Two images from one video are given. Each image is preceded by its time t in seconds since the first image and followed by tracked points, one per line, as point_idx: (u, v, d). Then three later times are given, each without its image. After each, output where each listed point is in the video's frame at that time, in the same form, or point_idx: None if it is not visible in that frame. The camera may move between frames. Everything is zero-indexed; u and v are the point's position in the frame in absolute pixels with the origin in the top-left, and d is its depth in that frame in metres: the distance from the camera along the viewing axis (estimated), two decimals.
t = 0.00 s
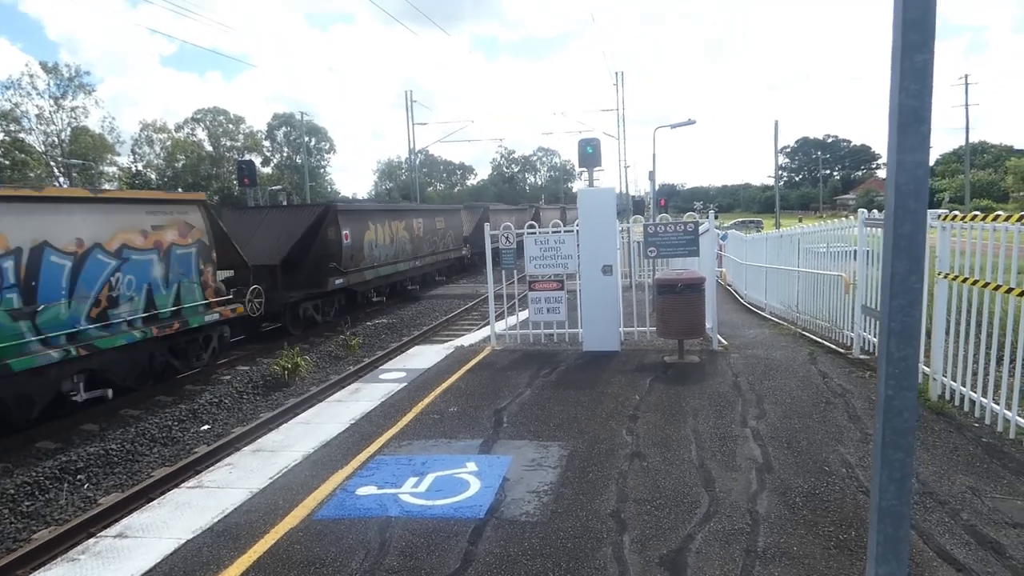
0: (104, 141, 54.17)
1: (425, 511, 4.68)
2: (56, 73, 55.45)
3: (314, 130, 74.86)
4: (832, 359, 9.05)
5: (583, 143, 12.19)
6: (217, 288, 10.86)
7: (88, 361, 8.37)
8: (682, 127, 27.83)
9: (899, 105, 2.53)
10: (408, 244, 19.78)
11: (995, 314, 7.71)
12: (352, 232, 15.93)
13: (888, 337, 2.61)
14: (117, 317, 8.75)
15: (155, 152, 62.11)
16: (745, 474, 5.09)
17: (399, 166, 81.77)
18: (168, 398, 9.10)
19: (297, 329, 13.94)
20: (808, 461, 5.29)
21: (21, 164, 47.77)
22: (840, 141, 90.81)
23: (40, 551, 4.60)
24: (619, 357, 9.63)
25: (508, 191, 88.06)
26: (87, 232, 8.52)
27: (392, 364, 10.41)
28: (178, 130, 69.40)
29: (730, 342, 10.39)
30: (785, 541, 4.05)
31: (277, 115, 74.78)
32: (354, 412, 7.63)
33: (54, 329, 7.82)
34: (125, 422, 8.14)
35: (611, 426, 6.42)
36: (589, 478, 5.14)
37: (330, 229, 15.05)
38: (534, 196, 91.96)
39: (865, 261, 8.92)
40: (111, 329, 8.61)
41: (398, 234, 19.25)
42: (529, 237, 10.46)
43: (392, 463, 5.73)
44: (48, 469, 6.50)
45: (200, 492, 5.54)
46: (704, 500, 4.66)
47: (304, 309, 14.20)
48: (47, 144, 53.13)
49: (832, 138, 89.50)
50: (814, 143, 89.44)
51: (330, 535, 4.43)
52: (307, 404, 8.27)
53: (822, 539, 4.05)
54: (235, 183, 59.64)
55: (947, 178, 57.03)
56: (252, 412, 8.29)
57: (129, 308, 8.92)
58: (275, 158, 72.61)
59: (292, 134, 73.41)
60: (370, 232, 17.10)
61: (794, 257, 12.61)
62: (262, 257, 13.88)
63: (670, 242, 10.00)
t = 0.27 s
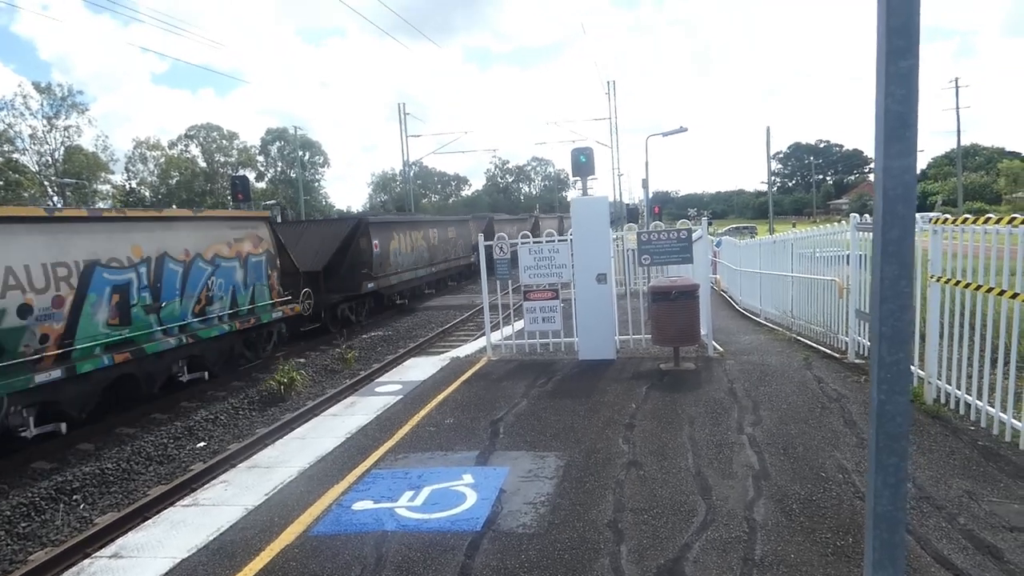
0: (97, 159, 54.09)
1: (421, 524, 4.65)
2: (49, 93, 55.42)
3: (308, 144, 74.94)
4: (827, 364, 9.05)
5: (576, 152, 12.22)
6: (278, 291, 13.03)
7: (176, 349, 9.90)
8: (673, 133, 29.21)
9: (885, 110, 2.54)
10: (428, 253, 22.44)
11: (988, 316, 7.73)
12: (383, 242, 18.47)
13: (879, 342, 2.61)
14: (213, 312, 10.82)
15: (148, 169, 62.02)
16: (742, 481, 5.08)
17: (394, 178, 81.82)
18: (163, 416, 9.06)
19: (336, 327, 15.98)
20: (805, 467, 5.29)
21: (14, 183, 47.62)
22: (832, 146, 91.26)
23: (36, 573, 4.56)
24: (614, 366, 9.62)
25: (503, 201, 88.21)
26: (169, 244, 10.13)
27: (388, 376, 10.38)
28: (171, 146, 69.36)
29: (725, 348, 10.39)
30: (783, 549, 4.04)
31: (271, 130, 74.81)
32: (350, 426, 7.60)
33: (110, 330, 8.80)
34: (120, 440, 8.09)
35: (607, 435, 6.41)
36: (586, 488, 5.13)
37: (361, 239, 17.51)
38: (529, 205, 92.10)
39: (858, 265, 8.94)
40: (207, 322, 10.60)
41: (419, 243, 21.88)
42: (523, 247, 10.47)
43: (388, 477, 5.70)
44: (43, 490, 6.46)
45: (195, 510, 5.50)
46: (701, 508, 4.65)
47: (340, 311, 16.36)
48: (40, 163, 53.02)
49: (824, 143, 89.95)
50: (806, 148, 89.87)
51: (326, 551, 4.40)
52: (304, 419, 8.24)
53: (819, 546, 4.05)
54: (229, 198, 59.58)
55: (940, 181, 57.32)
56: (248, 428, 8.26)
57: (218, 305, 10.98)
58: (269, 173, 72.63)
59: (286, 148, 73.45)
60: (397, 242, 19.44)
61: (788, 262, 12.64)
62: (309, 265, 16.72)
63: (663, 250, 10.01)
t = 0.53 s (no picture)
0: (94, 168, 54.02)
1: (419, 531, 4.64)
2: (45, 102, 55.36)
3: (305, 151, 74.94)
4: (825, 366, 9.05)
5: (572, 157, 12.24)
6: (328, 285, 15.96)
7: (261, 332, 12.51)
8: (665, 138, 29.97)
9: (878, 113, 2.55)
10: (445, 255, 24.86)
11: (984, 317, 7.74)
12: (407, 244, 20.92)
13: (875, 344, 2.61)
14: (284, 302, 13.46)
15: (145, 177, 61.93)
16: (740, 485, 5.08)
17: (391, 184, 81.80)
18: (161, 424, 9.05)
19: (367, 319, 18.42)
20: (803, 471, 5.28)
21: (11, 193, 47.49)
22: (828, 149, 91.50)
23: None
24: (612, 370, 9.61)
25: (501, 206, 88.27)
26: (241, 245, 12.44)
27: (386, 383, 10.37)
28: (168, 154, 69.29)
29: (723, 351, 10.38)
30: (781, 553, 4.03)
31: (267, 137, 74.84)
32: (347, 433, 7.58)
33: (213, 314, 11.30)
34: (118, 449, 8.08)
35: (605, 439, 6.40)
36: (584, 493, 5.12)
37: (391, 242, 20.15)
38: (526, 210, 92.15)
39: (855, 268, 8.95)
40: (279, 311, 13.23)
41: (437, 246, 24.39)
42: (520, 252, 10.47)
43: (386, 484, 5.69)
44: (41, 500, 6.44)
45: (192, 519, 5.48)
46: (700, 513, 4.65)
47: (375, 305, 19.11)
48: (36, 173, 52.91)
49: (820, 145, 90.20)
50: (802, 151, 90.08)
51: (323, 559, 4.38)
52: (301, 426, 8.22)
53: (817, 549, 4.04)
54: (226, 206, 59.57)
55: (936, 183, 57.43)
56: (246, 436, 8.24)
57: (290, 297, 13.75)
58: (266, 180, 72.64)
59: (283, 155, 73.47)
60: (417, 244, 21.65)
61: (785, 265, 12.66)
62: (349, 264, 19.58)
63: (660, 253, 10.02)
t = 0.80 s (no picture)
0: (90, 171, 53.89)
1: (416, 533, 4.63)
2: (41, 105, 55.22)
3: (302, 153, 74.92)
4: (822, 366, 9.05)
5: (569, 157, 12.24)
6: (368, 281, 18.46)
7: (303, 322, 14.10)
8: (664, 139, 29.19)
9: (872, 112, 2.55)
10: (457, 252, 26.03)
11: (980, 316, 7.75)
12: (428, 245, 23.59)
13: (870, 343, 2.61)
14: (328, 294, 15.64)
15: (142, 180, 61.79)
16: (737, 485, 5.07)
17: (388, 185, 81.73)
18: (158, 427, 9.04)
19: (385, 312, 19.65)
20: (800, 471, 5.29)
21: (6, 197, 47.33)
22: (824, 148, 91.67)
23: None
24: (610, 371, 9.61)
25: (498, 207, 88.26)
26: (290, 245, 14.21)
27: (383, 384, 10.35)
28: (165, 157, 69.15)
29: (720, 351, 10.39)
30: (778, 553, 4.03)
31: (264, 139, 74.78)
32: (345, 435, 7.57)
33: (279, 301, 13.32)
34: (115, 452, 8.06)
35: (603, 440, 6.40)
36: (582, 494, 5.11)
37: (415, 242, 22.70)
38: (524, 211, 92.15)
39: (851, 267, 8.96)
40: (325, 300, 15.39)
41: (450, 246, 26.50)
42: (517, 253, 10.48)
43: (383, 486, 5.68)
44: (38, 503, 6.42)
45: (189, 522, 5.46)
46: (697, 513, 4.65)
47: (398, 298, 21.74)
48: (32, 176, 52.76)
49: (816, 145, 90.37)
50: (799, 151, 90.22)
51: (320, 561, 4.37)
52: (299, 428, 8.21)
53: (815, 549, 4.04)
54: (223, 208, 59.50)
55: (932, 182, 57.53)
56: (243, 438, 8.22)
57: (333, 288, 15.97)
58: (263, 182, 72.57)
59: (280, 157, 73.41)
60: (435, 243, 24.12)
61: (782, 265, 12.68)
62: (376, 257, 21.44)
63: (657, 253, 10.03)
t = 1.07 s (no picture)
0: (94, 169, 54.01)
1: (417, 532, 4.63)
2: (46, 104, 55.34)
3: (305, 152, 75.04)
4: (824, 368, 9.03)
5: (573, 157, 12.24)
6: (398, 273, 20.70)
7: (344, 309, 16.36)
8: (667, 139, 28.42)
9: (876, 114, 2.55)
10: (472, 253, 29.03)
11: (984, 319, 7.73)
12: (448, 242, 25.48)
13: (873, 345, 2.60)
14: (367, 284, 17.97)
15: (145, 178, 61.88)
16: (739, 486, 5.07)
17: (391, 185, 81.76)
18: (161, 425, 9.06)
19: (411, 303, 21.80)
20: (801, 472, 5.28)
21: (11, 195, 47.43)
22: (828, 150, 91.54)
23: None
24: (612, 371, 9.61)
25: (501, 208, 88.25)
26: (337, 240, 16.53)
27: (386, 383, 10.36)
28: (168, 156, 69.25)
29: (722, 353, 10.37)
30: (780, 554, 4.03)
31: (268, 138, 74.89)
32: (347, 434, 7.58)
33: (333, 289, 15.90)
34: (118, 450, 8.08)
35: (605, 440, 6.40)
36: (583, 494, 5.11)
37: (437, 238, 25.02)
38: (527, 211, 92.13)
39: (855, 269, 8.94)
40: (367, 289, 17.85)
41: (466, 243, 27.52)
42: (520, 252, 10.48)
43: (385, 484, 5.68)
44: (41, 500, 6.44)
45: (191, 519, 5.47)
46: (698, 514, 4.64)
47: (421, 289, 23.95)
48: (36, 174, 52.86)
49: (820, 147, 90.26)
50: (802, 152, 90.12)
51: (322, 559, 4.38)
52: (301, 427, 8.22)
53: (816, 551, 4.04)
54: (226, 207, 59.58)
55: (936, 184, 57.39)
56: (245, 437, 8.23)
57: (374, 281, 18.48)
58: (266, 181, 72.68)
59: (283, 156, 73.51)
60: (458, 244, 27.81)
61: (785, 266, 12.66)
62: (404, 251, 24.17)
63: (660, 254, 10.02)
